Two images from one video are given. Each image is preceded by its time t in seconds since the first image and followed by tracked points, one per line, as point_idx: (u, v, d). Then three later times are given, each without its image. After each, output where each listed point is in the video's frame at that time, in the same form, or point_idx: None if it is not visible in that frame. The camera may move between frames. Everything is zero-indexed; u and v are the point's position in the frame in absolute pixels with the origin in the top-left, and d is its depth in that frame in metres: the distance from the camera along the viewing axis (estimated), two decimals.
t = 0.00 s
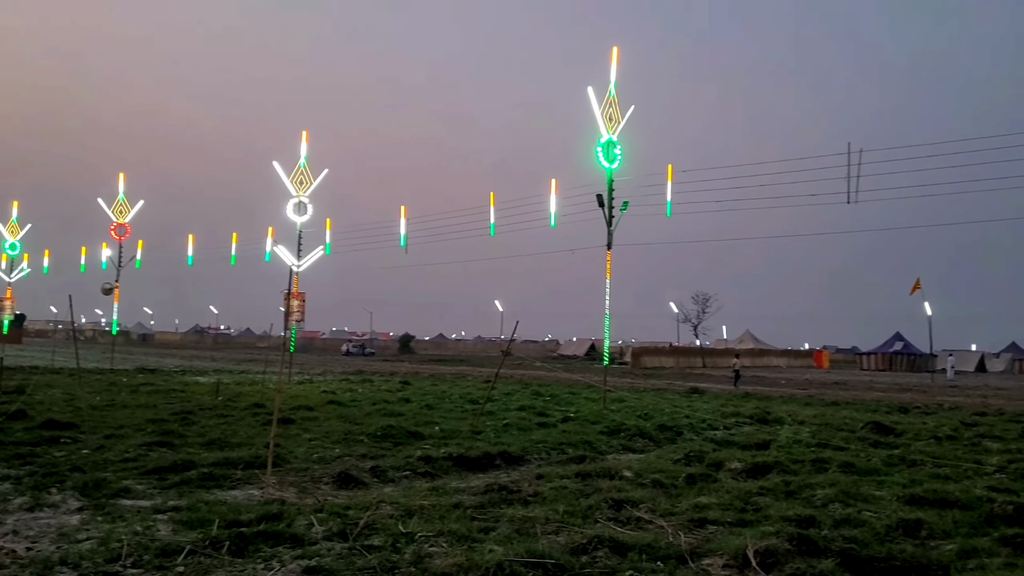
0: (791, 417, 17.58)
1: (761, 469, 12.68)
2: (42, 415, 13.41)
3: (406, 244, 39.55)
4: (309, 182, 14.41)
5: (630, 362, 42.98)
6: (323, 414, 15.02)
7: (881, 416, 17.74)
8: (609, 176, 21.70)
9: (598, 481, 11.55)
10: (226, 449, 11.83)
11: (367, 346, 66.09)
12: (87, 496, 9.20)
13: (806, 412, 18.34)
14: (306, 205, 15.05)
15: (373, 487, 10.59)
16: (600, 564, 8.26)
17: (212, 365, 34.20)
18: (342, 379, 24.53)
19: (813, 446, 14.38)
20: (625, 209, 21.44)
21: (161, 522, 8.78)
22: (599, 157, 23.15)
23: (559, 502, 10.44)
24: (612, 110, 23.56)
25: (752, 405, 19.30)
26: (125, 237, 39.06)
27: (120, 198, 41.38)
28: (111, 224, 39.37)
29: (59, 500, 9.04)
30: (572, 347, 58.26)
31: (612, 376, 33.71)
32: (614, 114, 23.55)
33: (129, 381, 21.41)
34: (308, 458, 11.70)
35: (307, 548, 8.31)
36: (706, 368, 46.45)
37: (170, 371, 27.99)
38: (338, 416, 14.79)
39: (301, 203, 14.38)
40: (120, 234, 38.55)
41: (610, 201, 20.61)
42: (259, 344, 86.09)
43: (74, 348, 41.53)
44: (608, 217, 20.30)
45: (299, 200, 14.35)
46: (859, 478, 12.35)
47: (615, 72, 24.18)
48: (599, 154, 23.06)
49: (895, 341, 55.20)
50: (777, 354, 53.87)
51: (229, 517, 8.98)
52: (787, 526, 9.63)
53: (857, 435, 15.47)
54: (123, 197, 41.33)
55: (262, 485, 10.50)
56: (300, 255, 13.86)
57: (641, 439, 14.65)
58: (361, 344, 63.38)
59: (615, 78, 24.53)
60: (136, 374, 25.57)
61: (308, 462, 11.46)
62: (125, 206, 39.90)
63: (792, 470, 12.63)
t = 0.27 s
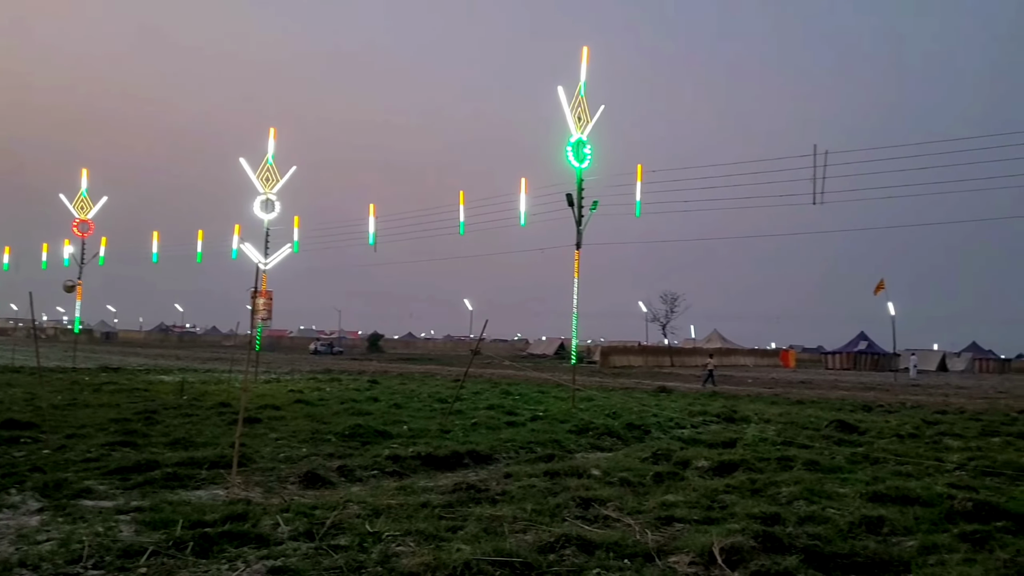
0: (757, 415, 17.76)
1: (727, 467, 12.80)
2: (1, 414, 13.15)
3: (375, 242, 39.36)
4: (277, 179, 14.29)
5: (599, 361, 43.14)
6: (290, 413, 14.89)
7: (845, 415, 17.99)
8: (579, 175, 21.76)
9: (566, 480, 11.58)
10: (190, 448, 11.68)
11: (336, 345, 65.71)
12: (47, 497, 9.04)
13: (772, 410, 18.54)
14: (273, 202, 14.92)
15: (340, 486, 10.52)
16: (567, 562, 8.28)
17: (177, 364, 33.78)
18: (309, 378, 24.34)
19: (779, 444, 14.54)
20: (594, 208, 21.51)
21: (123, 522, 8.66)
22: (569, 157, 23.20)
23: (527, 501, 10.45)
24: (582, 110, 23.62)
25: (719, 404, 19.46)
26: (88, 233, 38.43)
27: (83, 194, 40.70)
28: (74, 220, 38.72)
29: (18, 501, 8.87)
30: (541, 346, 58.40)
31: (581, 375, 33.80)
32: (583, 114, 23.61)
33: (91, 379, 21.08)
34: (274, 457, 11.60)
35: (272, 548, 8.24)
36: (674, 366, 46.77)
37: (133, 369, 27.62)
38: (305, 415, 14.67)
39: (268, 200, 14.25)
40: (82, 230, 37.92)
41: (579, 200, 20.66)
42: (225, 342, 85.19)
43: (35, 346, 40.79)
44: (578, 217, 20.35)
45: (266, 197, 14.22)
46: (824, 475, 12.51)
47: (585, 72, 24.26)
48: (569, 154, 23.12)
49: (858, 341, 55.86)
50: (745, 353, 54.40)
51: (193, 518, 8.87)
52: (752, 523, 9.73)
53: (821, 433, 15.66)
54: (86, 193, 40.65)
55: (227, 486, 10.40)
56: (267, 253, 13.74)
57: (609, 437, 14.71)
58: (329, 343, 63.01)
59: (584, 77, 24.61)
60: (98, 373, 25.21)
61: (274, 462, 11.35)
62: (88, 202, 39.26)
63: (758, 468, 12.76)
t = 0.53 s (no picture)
0: (723, 414, 17.92)
1: (693, 466, 12.89)
2: None
3: (342, 241, 39.11)
4: (242, 177, 14.14)
5: (567, 360, 43.24)
6: (255, 413, 14.75)
7: (809, 414, 18.22)
8: (547, 175, 21.80)
9: (533, 479, 11.60)
10: (153, 449, 11.52)
11: (303, 345, 65.20)
12: (4, 499, 8.86)
13: (738, 410, 18.72)
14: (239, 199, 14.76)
15: (305, 487, 10.44)
16: (534, 562, 8.29)
17: (140, 364, 33.29)
18: (275, 378, 24.11)
19: (744, 443, 14.68)
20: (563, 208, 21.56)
21: (83, 524, 8.51)
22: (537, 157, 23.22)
23: (494, 501, 10.45)
24: (550, 110, 23.66)
25: (686, 403, 19.61)
26: (48, 230, 37.72)
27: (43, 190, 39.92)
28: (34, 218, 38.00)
29: None
30: (509, 346, 58.42)
31: (549, 375, 33.87)
32: (552, 114, 23.65)
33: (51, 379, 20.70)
34: (239, 458, 11.48)
35: (236, 549, 8.15)
36: (641, 366, 47.05)
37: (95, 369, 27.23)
38: (270, 415, 14.54)
39: (233, 198, 14.10)
40: (42, 228, 37.21)
41: (548, 200, 20.69)
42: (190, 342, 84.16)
43: None
44: (546, 217, 20.39)
45: (232, 195, 14.06)
46: (788, 474, 12.65)
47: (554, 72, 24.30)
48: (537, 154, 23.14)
49: (823, 340, 56.70)
50: (711, 353, 54.87)
51: (154, 520, 8.74)
52: (717, 522, 9.81)
53: (785, 432, 15.84)
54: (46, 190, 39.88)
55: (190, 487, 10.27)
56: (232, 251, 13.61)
57: (577, 437, 14.75)
58: (296, 342, 62.46)
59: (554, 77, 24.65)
60: (58, 372, 24.76)
61: (238, 462, 11.24)
62: (48, 199, 38.56)
63: (723, 467, 12.88)
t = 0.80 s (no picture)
0: (689, 412, 18.07)
1: (659, 463, 12.99)
2: None
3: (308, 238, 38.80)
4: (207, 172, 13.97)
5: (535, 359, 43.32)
6: (220, 411, 14.58)
7: (774, 412, 18.43)
8: (516, 173, 21.82)
9: (500, 477, 11.61)
10: (114, 448, 11.34)
11: (269, 343, 64.63)
12: None
13: (703, 407, 18.88)
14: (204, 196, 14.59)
15: (270, 486, 10.34)
16: (500, 560, 8.29)
17: (101, 361, 32.74)
18: (239, 376, 23.87)
19: (710, 440, 14.81)
20: (531, 206, 21.58)
21: (41, 525, 8.36)
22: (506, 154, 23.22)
23: (461, 499, 10.44)
24: (519, 108, 23.67)
25: (652, 401, 19.75)
26: (6, 225, 36.99)
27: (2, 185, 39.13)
28: None
29: None
30: (477, 344, 58.36)
31: (517, 373, 33.91)
32: (520, 112, 23.67)
33: (9, 377, 20.29)
34: (202, 457, 11.35)
35: (199, 549, 8.05)
36: (608, 364, 47.25)
37: (54, 367, 26.76)
38: (235, 414, 14.38)
39: (198, 194, 13.94)
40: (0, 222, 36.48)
41: (516, 198, 20.71)
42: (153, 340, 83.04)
43: None
44: (514, 215, 20.41)
45: (196, 191, 13.89)
46: (752, 470, 12.79)
47: (522, 70, 24.30)
48: (506, 152, 23.15)
49: (788, 338, 57.44)
50: (678, 351, 55.29)
51: (115, 519, 8.61)
52: (682, 518, 9.88)
53: (750, 430, 16.01)
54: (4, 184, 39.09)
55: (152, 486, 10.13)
56: (197, 248, 13.46)
57: (544, 434, 14.79)
58: (262, 340, 61.86)
59: (522, 75, 24.67)
60: (16, 370, 24.27)
61: (202, 461, 11.11)
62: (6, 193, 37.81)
63: (689, 464, 12.98)
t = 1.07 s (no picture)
0: (655, 410, 18.19)
1: (626, 461, 13.06)
2: None
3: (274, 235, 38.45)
4: (171, 167, 13.79)
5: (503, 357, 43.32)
6: (182, 410, 14.40)
7: (739, 410, 18.61)
8: (484, 171, 21.80)
9: (466, 475, 11.59)
10: (74, 448, 11.15)
11: (234, 341, 63.97)
12: None
13: (670, 406, 19.01)
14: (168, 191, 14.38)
15: (233, 485, 10.23)
16: (465, 558, 8.28)
17: (60, 359, 32.17)
18: (203, 374, 23.60)
19: (675, 438, 14.92)
20: (499, 204, 21.55)
21: None
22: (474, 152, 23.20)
23: (427, 497, 10.41)
24: (487, 106, 23.66)
25: (619, 399, 19.84)
26: None
27: None
28: None
29: None
30: (445, 342, 58.23)
31: (485, 371, 33.89)
32: (489, 110, 23.66)
33: None
34: (164, 456, 11.20)
35: (160, 549, 7.95)
36: (575, 363, 47.41)
37: (12, 365, 26.25)
38: (198, 412, 14.21)
39: (161, 189, 13.74)
40: None
41: (484, 196, 20.69)
42: (115, 337, 81.80)
43: None
44: (483, 213, 20.38)
45: (160, 186, 13.70)
46: (717, 468, 12.90)
47: (491, 67, 24.27)
48: (474, 150, 23.12)
49: (753, 337, 58.06)
50: (645, 350, 55.64)
51: (74, 520, 8.47)
52: (648, 516, 9.94)
53: (716, 427, 16.14)
54: None
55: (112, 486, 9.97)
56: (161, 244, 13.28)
57: (511, 433, 14.80)
58: (227, 338, 61.18)
59: (491, 73, 24.65)
60: None
61: (164, 460, 10.96)
62: None
63: (654, 461, 13.07)
